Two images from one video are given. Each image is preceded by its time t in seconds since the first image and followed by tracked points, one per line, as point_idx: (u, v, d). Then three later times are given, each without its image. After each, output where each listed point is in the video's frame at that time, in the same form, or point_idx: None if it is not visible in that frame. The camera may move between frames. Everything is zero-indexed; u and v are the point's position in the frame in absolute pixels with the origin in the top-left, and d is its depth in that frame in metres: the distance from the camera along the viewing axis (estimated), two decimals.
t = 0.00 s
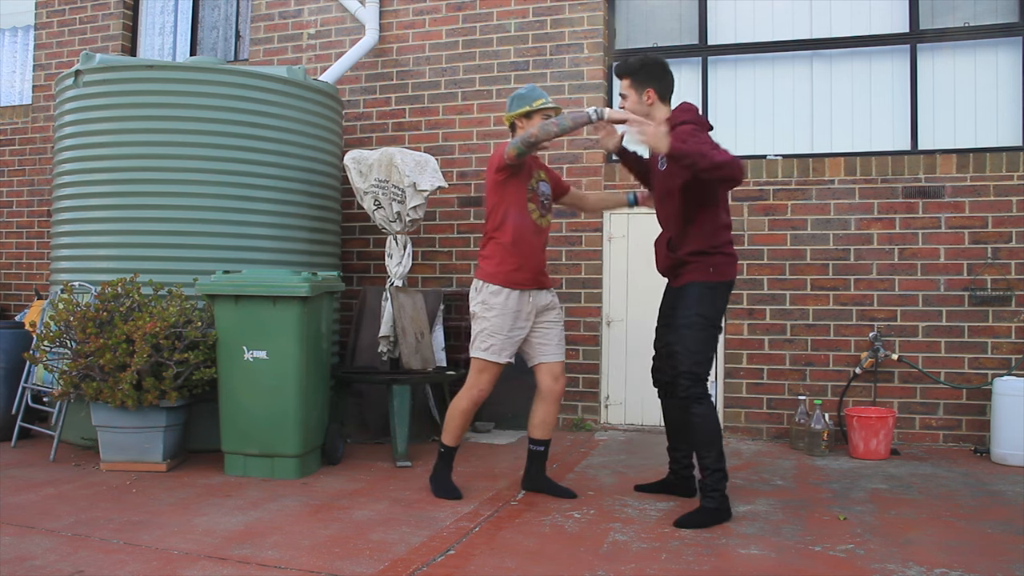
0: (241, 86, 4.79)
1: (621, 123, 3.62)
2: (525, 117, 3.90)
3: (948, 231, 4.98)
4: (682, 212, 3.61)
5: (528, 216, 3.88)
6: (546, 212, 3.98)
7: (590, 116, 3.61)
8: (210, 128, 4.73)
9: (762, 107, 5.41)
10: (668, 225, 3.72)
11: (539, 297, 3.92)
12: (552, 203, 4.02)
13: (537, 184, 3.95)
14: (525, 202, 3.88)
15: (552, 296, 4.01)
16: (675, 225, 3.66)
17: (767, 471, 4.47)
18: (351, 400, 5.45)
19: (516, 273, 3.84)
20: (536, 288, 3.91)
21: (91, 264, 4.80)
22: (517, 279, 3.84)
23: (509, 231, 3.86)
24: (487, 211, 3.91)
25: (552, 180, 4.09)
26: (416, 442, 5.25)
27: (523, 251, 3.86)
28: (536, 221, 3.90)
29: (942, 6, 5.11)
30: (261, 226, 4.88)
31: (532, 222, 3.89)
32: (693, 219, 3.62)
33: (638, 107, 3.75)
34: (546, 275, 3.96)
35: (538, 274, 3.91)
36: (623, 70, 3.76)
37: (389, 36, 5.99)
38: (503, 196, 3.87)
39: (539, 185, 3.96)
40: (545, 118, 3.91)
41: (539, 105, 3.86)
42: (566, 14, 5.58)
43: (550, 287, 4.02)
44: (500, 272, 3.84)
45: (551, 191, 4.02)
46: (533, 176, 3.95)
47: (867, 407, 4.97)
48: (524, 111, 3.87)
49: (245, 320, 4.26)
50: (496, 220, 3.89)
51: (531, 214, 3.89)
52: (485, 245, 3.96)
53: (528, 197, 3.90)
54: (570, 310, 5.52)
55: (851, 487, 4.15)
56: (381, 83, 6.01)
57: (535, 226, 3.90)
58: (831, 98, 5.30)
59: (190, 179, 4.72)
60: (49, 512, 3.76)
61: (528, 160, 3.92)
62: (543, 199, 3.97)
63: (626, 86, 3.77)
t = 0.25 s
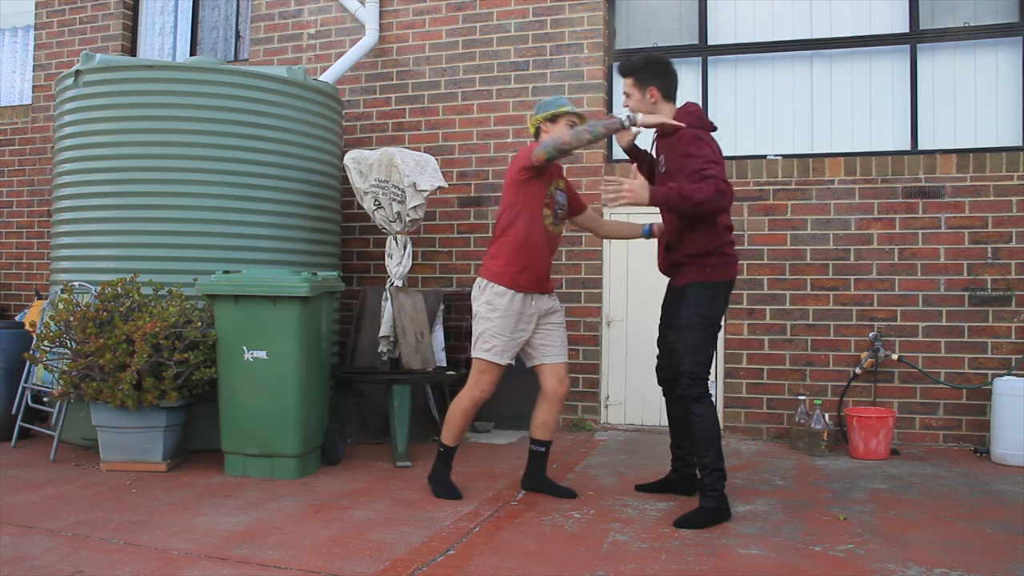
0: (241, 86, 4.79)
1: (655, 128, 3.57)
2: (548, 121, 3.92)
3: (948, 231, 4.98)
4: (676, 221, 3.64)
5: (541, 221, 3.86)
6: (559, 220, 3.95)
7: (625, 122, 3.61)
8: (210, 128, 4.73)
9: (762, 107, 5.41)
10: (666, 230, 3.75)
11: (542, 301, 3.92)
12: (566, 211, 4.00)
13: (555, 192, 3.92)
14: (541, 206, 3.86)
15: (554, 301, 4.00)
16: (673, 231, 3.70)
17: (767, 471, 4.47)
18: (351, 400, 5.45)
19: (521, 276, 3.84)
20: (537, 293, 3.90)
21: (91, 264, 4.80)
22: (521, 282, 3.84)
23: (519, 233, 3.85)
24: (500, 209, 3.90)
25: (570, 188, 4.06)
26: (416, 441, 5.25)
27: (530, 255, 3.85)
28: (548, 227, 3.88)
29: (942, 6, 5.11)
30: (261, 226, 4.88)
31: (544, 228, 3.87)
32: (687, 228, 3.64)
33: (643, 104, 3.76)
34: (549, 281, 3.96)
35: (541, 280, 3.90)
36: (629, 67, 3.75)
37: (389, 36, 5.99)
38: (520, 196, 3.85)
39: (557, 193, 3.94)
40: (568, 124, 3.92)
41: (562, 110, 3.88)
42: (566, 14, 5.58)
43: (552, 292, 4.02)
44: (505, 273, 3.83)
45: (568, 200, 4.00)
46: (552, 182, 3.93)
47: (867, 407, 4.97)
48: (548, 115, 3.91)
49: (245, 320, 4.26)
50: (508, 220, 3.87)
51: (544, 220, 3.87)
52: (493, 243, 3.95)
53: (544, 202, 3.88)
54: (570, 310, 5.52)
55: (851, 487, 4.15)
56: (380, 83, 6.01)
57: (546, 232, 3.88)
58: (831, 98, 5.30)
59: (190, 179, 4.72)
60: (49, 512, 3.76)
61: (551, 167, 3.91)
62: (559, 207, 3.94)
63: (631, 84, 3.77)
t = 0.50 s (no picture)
0: (241, 86, 4.78)
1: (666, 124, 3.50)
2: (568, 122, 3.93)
3: (948, 231, 4.98)
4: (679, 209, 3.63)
5: (553, 222, 3.85)
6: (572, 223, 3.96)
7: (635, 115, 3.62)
8: (210, 128, 4.73)
9: (762, 107, 5.41)
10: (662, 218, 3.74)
11: (549, 301, 3.91)
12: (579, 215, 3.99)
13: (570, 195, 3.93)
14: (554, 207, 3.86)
15: (561, 302, 3.99)
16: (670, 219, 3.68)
17: (767, 471, 4.47)
18: (351, 399, 5.44)
19: (527, 275, 3.84)
20: (545, 294, 3.90)
21: (91, 264, 4.80)
22: (528, 281, 3.84)
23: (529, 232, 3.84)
24: (513, 206, 3.90)
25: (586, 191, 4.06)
26: (416, 441, 5.26)
27: (539, 254, 3.84)
28: (559, 228, 3.87)
29: (942, 6, 5.11)
30: (261, 226, 4.88)
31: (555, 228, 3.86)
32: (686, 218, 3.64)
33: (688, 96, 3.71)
34: (557, 282, 3.95)
35: (549, 281, 3.89)
36: (689, 58, 3.65)
37: (389, 36, 5.99)
38: (533, 194, 3.85)
39: (571, 195, 3.94)
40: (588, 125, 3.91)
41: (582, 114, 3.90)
42: (566, 14, 5.58)
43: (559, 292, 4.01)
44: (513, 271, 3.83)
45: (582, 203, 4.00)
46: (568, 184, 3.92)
47: (867, 406, 4.97)
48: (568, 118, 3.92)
49: (245, 320, 4.26)
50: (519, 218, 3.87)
51: (556, 220, 3.86)
52: (504, 241, 3.95)
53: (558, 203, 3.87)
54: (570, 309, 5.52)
55: (851, 487, 4.15)
56: (381, 83, 6.01)
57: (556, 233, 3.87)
58: (831, 98, 5.30)
59: (191, 179, 4.72)
60: (49, 513, 3.76)
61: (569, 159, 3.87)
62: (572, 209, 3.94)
63: (687, 74, 3.66)
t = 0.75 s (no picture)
0: (241, 86, 4.79)
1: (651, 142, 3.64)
2: (563, 116, 3.90)
3: (948, 231, 4.98)
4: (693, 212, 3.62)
5: (557, 216, 3.86)
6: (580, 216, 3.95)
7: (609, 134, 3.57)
8: (210, 128, 4.73)
9: (762, 107, 5.41)
10: (674, 219, 3.74)
11: (558, 295, 3.91)
12: (586, 207, 3.98)
13: (574, 188, 3.93)
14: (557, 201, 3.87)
15: (568, 298, 3.99)
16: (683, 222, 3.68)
17: (767, 471, 4.47)
18: (351, 399, 5.45)
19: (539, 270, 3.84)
20: (556, 287, 3.89)
21: (91, 264, 4.80)
22: (538, 275, 3.83)
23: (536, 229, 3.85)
24: (517, 205, 3.91)
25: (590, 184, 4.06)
26: (416, 442, 5.26)
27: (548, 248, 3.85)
28: (565, 222, 3.88)
29: (942, 6, 5.11)
30: (261, 226, 4.88)
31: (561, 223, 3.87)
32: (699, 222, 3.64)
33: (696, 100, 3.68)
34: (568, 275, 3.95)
35: (560, 273, 3.89)
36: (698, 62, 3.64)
37: (389, 36, 5.99)
38: (534, 191, 3.86)
39: (575, 188, 3.93)
40: (584, 116, 3.87)
41: (574, 105, 3.83)
42: (566, 14, 5.58)
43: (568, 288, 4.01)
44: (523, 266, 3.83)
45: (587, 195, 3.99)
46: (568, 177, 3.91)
47: (867, 407, 4.97)
48: (563, 111, 3.86)
49: (245, 320, 4.26)
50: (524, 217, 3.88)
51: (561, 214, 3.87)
52: (511, 239, 3.96)
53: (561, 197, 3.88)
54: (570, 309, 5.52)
55: (851, 487, 4.15)
56: (381, 83, 6.01)
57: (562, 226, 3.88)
58: (831, 98, 5.30)
59: (191, 179, 4.72)
60: (49, 512, 3.76)
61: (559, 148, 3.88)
62: (578, 203, 3.93)
63: (697, 77, 3.65)
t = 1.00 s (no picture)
0: (241, 86, 4.78)
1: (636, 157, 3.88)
2: (543, 114, 3.91)
3: (948, 231, 4.98)
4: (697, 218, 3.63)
5: (548, 216, 3.86)
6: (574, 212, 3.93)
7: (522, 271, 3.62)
8: (210, 128, 4.73)
9: (762, 107, 5.41)
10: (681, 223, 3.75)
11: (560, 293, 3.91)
12: (579, 202, 3.95)
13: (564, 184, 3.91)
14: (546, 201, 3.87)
15: (571, 296, 3.99)
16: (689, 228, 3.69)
17: (767, 471, 4.47)
18: (351, 399, 5.44)
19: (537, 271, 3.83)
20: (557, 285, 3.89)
21: (91, 264, 4.80)
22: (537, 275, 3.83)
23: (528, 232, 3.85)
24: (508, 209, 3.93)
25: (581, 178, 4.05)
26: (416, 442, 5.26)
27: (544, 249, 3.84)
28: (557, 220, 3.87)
29: (942, 6, 5.11)
30: (261, 226, 4.88)
31: (553, 223, 3.87)
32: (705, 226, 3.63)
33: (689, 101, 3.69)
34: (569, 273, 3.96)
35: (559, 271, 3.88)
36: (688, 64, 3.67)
37: (389, 36, 5.99)
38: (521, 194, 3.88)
39: (565, 184, 3.92)
40: (562, 111, 3.88)
41: (552, 99, 3.83)
42: (566, 14, 5.58)
43: (570, 286, 4.01)
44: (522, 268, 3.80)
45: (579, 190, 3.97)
46: (556, 176, 3.88)
47: (867, 407, 4.97)
48: (541, 109, 3.88)
49: (245, 320, 4.26)
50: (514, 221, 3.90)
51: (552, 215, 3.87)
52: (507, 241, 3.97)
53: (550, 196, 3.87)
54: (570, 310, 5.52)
55: (851, 487, 4.15)
56: (381, 83, 6.01)
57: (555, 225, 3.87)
58: (831, 98, 5.30)
59: (191, 179, 4.72)
60: (49, 513, 3.76)
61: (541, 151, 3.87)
62: (570, 199, 3.92)
63: (688, 79, 3.67)
